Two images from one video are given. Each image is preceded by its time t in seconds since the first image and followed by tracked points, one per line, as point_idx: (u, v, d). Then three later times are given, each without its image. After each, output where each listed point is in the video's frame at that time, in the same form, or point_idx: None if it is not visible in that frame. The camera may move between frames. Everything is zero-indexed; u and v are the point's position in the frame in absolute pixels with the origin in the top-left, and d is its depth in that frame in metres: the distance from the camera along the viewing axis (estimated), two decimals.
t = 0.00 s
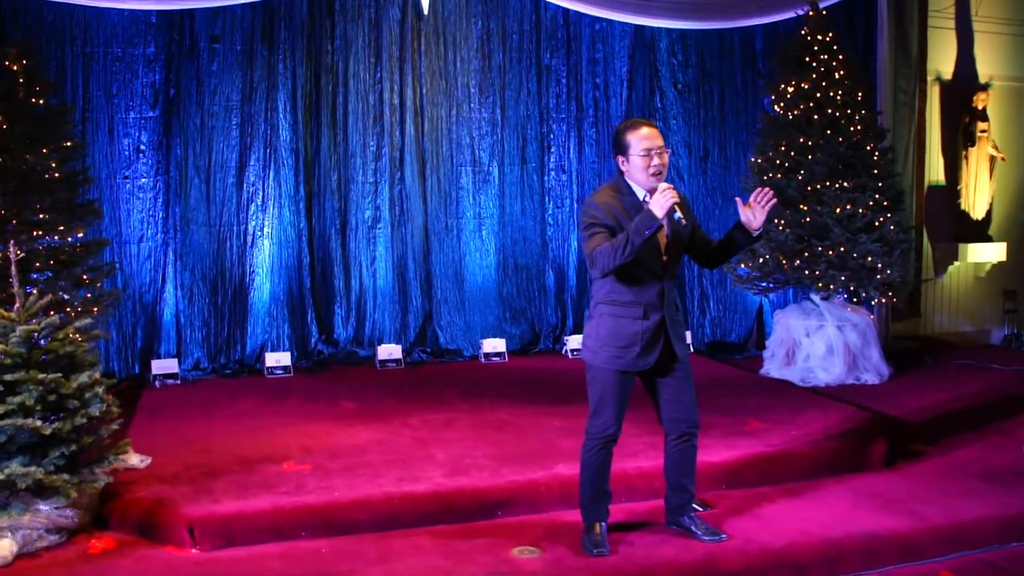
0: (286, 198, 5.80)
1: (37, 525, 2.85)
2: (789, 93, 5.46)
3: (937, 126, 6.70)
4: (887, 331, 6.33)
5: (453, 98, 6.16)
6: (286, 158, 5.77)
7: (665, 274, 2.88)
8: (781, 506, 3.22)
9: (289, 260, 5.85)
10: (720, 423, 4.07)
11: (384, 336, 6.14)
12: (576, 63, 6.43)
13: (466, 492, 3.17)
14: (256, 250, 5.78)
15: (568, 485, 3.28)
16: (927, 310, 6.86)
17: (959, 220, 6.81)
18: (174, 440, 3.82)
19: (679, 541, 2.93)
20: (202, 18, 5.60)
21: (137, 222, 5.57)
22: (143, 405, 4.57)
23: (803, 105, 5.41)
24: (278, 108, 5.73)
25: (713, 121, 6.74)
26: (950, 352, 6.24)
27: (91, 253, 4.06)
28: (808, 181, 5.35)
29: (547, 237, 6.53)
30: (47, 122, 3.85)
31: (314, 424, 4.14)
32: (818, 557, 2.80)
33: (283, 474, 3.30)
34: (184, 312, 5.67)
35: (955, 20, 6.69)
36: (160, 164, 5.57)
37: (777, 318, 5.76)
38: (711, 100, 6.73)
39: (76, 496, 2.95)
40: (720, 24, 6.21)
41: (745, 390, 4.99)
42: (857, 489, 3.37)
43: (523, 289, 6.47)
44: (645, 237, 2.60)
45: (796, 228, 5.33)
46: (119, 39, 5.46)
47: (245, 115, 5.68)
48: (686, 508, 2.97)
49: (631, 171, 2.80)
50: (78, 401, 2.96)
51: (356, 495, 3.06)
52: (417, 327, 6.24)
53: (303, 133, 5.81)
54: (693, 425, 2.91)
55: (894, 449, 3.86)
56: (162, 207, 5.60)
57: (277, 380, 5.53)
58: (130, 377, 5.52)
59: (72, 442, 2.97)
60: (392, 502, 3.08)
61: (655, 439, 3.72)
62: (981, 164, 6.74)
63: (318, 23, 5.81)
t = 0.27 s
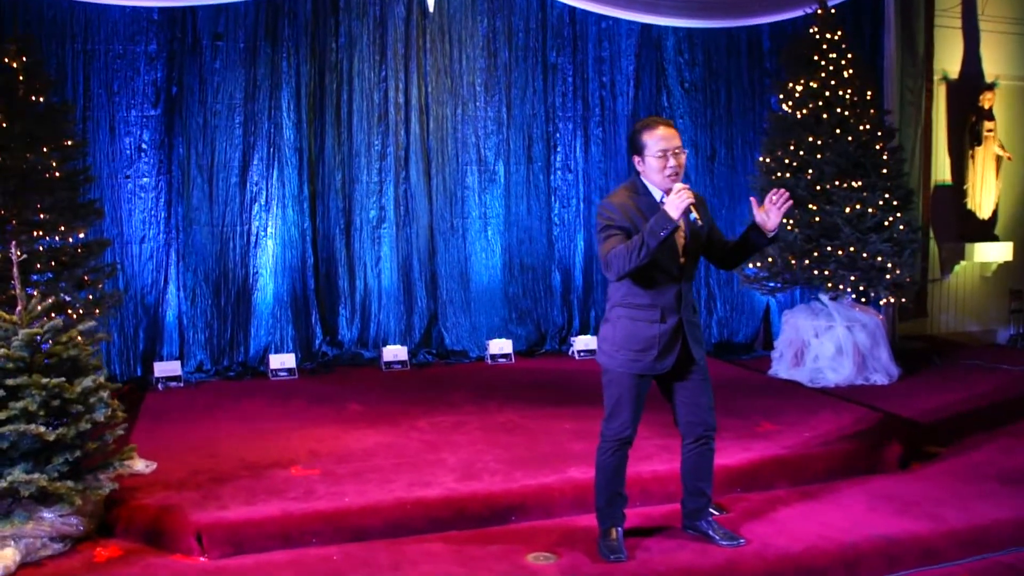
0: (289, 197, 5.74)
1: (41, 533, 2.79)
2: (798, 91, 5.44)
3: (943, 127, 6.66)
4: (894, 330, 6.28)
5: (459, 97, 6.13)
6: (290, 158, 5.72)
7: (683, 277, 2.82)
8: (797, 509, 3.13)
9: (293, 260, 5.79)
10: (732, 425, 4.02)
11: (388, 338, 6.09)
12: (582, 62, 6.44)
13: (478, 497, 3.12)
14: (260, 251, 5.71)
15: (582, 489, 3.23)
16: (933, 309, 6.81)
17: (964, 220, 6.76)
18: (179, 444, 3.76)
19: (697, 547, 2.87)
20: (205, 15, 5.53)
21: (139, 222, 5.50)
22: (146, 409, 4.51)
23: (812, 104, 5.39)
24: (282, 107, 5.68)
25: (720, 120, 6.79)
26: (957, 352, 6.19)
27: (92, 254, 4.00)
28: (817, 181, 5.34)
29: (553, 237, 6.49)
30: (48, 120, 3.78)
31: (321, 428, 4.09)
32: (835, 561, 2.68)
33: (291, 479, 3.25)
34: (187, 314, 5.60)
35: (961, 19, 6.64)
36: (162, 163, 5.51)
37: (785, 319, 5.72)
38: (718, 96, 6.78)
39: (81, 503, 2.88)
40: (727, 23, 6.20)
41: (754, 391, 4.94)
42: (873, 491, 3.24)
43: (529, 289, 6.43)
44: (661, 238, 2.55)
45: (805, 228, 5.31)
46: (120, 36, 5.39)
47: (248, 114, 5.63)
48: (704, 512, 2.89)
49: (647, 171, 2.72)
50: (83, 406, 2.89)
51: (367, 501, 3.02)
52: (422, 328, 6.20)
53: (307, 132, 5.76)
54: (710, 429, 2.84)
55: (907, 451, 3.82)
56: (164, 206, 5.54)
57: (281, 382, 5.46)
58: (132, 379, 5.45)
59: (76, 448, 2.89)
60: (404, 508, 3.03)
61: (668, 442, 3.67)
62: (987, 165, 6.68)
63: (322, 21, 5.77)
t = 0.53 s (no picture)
0: (290, 197, 5.68)
1: (43, 541, 2.73)
2: (803, 91, 5.42)
3: (947, 123, 6.63)
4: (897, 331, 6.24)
5: (462, 96, 6.09)
6: (292, 157, 5.66)
7: (698, 279, 2.77)
8: (810, 511, 3.07)
9: (294, 261, 5.74)
10: (741, 427, 3.98)
11: (391, 339, 6.03)
12: (586, 60, 6.41)
13: (489, 501, 3.09)
14: (261, 251, 5.66)
15: (594, 493, 3.19)
16: (935, 309, 6.79)
17: (967, 219, 6.72)
18: (182, 447, 3.71)
19: (711, 551, 2.82)
20: (206, 13, 5.47)
21: (138, 223, 5.44)
22: (147, 411, 4.46)
23: (818, 103, 5.37)
24: (284, 106, 5.63)
25: (724, 119, 6.78)
26: (960, 352, 6.15)
27: (92, 255, 3.92)
28: (822, 181, 5.32)
29: (557, 238, 6.45)
30: (47, 118, 3.72)
31: (326, 431, 4.04)
32: (852, 564, 2.62)
33: (298, 484, 3.20)
34: (187, 315, 5.54)
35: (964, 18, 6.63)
36: (162, 162, 5.45)
37: (790, 320, 5.68)
38: (722, 95, 6.77)
39: (84, 510, 2.82)
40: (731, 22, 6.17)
41: (760, 392, 4.91)
42: (885, 492, 3.18)
43: (532, 290, 6.38)
44: (677, 242, 2.51)
45: (811, 228, 5.29)
46: (120, 34, 5.33)
47: (250, 112, 5.57)
48: (718, 516, 2.83)
49: (662, 171, 2.67)
50: (86, 410, 2.83)
51: (376, 507, 2.97)
52: (425, 330, 6.14)
53: (309, 131, 5.70)
54: (724, 431, 2.79)
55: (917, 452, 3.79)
56: (164, 206, 5.47)
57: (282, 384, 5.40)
58: (132, 382, 5.38)
59: (79, 453, 2.83)
60: (414, 513, 3.00)
61: (678, 444, 3.64)
62: (990, 163, 6.69)
63: (324, 19, 5.72)
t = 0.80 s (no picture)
0: (268, 197, 5.60)
1: (19, 552, 2.66)
2: (784, 90, 5.44)
3: (924, 120, 6.70)
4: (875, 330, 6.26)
5: (442, 95, 6.06)
6: (269, 157, 5.58)
7: (688, 280, 2.76)
8: (799, 511, 3.07)
9: (271, 262, 5.65)
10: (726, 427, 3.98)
11: (369, 341, 5.97)
12: (566, 60, 6.41)
13: (476, 505, 3.05)
14: (237, 252, 5.58)
15: (583, 495, 3.17)
16: (912, 308, 6.85)
17: (943, 219, 6.78)
18: (160, 452, 3.64)
19: (701, 552, 2.81)
20: (182, 10, 5.37)
21: (113, 223, 5.32)
22: (123, 416, 4.37)
23: (798, 103, 5.40)
24: (261, 104, 5.54)
25: (704, 119, 6.79)
26: (938, 350, 6.20)
27: (66, 256, 3.82)
28: (803, 180, 5.35)
29: (536, 237, 6.46)
30: (20, 116, 3.63)
31: (308, 435, 3.99)
32: (843, 565, 2.61)
33: (281, 489, 3.15)
34: (162, 317, 5.44)
35: (940, 19, 6.70)
36: (137, 162, 5.34)
37: (770, 319, 5.71)
38: (701, 96, 6.78)
39: (61, 519, 2.75)
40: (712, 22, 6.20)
41: (742, 391, 4.92)
42: (872, 492, 3.18)
43: (512, 290, 6.39)
44: (668, 243, 2.50)
45: (792, 228, 5.32)
46: (94, 31, 5.22)
47: (226, 112, 5.48)
48: (708, 517, 2.81)
49: (652, 172, 2.68)
50: (63, 417, 2.75)
51: (362, 512, 2.92)
52: (404, 331, 6.09)
53: (287, 131, 5.63)
54: (714, 431, 2.78)
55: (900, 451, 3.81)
56: (139, 207, 5.36)
57: (260, 387, 5.32)
58: (106, 386, 5.27)
59: (56, 461, 2.76)
60: (400, 518, 2.95)
61: (664, 445, 3.63)
62: (966, 164, 6.75)
63: (302, 17, 5.65)
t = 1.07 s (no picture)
0: (221, 197, 5.48)
1: None
2: (741, 90, 5.55)
3: (875, 123, 6.84)
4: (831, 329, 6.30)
5: (398, 94, 6.02)
6: (223, 156, 5.46)
7: (656, 283, 2.76)
8: (766, 512, 3.09)
9: (225, 264, 5.53)
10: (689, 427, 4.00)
11: (325, 343, 5.89)
12: (522, 60, 6.43)
13: (443, 511, 3.01)
14: (190, 254, 5.44)
15: (550, 499, 3.16)
16: (865, 308, 6.98)
17: (894, 219, 6.96)
18: (114, 460, 3.53)
19: (670, 554, 2.82)
20: (132, 6, 5.23)
21: (61, 224, 5.14)
22: (72, 423, 4.22)
23: (755, 103, 5.50)
24: (214, 103, 5.42)
25: (660, 119, 6.86)
26: (892, 348, 6.37)
27: (13, 259, 3.15)
28: (760, 180, 5.42)
29: (493, 237, 6.47)
30: None
31: (268, 440, 3.90)
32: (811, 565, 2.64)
33: (242, 497, 3.08)
34: (113, 321, 5.28)
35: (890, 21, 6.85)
36: (86, 161, 5.16)
37: (728, 318, 5.76)
38: (658, 94, 6.85)
39: (13, 532, 2.63)
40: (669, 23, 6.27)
41: (703, 391, 4.96)
42: (838, 491, 3.25)
43: (469, 291, 6.39)
44: (636, 247, 2.49)
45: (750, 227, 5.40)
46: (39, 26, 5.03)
47: (178, 110, 5.35)
48: (677, 519, 2.82)
49: (621, 172, 2.71)
50: (16, 425, 2.67)
51: (328, 519, 2.87)
52: (360, 333, 6.02)
53: (240, 130, 5.51)
54: (682, 432, 2.78)
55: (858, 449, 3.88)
56: (88, 208, 5.19)
57: (215, 392, 5.19)
58: (54, 392, 5.09)
59: (8, 471, 2.65)
60: (366, 525, 2.91)
61: (628, 446, 3.63)
62: (916, 163, 6.86)
63: (256, 14, 5.54)
